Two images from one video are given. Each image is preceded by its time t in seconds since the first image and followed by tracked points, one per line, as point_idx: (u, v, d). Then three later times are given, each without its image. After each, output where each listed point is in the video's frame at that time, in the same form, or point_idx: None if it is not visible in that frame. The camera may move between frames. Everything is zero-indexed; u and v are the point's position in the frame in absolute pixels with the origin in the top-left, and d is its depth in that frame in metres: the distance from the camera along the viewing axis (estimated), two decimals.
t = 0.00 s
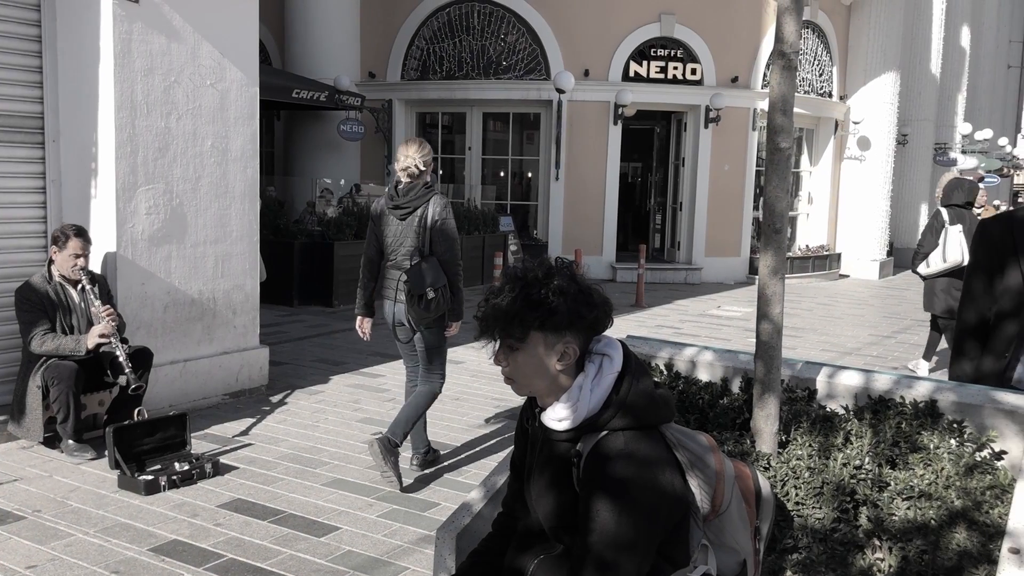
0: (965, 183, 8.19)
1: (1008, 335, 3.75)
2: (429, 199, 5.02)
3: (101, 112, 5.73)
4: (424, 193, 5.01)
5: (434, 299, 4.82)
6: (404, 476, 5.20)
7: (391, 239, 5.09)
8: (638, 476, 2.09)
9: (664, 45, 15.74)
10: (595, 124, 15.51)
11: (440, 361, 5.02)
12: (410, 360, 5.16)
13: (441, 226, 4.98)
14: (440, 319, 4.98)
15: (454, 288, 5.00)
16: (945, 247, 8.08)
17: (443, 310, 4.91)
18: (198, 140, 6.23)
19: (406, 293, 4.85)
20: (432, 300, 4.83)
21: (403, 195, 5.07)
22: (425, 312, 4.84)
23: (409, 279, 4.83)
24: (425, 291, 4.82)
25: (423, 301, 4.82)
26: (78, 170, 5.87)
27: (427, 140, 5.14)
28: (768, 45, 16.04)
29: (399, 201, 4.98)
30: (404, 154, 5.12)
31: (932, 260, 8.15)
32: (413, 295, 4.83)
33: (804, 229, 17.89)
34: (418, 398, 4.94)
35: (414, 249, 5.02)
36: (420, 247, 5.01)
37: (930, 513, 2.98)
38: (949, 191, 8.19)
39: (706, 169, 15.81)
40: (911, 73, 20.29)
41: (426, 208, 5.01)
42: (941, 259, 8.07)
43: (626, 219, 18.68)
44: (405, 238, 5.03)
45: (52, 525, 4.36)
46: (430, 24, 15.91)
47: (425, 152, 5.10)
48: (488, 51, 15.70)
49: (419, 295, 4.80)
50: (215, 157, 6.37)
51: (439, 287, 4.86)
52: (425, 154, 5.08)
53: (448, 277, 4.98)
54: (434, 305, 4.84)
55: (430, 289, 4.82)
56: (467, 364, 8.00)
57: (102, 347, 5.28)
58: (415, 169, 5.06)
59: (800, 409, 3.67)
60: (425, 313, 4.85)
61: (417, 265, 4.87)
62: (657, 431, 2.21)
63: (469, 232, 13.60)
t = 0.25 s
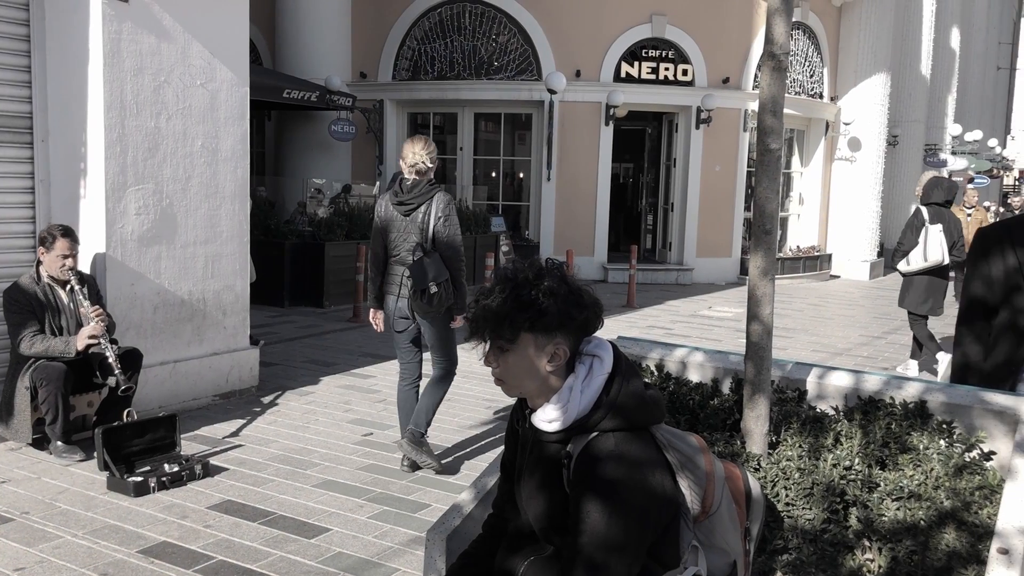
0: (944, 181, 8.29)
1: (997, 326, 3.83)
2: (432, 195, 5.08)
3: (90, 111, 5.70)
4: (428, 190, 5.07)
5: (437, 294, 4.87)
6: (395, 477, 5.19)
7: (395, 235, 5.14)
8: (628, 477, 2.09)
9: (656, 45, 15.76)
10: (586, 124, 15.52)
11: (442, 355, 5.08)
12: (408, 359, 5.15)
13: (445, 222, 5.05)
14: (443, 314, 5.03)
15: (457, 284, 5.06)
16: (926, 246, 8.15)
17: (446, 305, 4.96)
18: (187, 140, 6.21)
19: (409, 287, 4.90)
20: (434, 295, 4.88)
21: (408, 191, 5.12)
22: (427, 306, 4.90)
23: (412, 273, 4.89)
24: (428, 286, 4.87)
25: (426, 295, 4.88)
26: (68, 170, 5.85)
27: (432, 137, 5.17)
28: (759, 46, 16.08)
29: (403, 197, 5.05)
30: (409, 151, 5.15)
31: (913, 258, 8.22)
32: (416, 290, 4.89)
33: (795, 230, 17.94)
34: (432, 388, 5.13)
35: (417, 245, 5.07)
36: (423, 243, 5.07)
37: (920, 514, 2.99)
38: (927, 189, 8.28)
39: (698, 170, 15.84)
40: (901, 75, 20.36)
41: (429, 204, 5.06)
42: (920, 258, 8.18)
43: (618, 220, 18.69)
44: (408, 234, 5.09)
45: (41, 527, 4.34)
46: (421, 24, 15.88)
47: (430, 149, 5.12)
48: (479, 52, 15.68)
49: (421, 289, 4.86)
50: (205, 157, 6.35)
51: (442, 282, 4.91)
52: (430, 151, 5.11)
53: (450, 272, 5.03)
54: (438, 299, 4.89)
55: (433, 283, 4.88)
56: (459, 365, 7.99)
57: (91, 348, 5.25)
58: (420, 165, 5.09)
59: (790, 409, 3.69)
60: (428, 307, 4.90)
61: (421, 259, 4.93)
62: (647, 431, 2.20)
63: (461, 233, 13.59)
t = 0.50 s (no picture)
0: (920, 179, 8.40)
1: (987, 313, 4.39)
2: (435, 196, 5.16)
3: (78, 111, 5.68)
4: (431, 190, 5.14)
5: (444, 291, 4.90)
6: (386, 478, 5.19)
7: (399, 235, 5.21)
8: (618, 477, 2.09)
9: (646, 46, 15.78)
10: (577, 124, 15.53)
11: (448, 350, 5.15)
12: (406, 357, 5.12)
13: (448, 221, 5.13)
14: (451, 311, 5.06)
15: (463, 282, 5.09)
16: (905, 240, 8.17)
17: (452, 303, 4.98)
18: (176, 140, 6.18)
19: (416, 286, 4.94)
20: (441, 292, 4.91)
21: (412, 192, 5.19)
22: (435, 304, 4.93)
23: (418, 272, 4.91)
24: (434, 284, 4.91)
25: (433, 293, 4.91)
26: (56, 170, 5.83)
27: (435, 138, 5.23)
28: (749, 47, 16.13)
29: (407, 197, 5.12)
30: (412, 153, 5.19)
31: (893, 253, 8.24)
32: (423, 289, 4.93)
33: (785, 230, 18.00)
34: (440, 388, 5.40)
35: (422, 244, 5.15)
36: (427, 242, 5.15)
37: (909, 513, 3.00)
38: (904, 186, 8.41)
39: (688, 170, 15.88)
40: (890, 76, 20.46)
41: (432, 204, 5.14)
42: (901, 253, 8.20)
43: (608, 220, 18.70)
44: (412, 233, 5.16)
45: (29, 529, 4.31)
46: (411, 24, 15.86)
47: (433, 150, 5.17)
48: (470, 52, 15.66)
49: (428, 287, 4.89)
50: (194, 157, 6.32)
51: (448, 279, 4.94)
52: (434, 152, 5.16)
53: (455, 269, 5.07)
54: (445, 297, 4.92)
55: (439, 282, 4.91)
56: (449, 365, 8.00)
57: (80, 349, 5.23)
58: (424, 166, 5.15)
59: (780, 409, 3.70)
60: (436, 305, 4.94)
61: (427, 258, 4.96)
62: (637, 431, 2.20)
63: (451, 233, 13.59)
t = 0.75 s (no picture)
0: (897, 178, 8.55)
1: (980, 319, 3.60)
2: (438, 202, 5.34)
3: (64, 111, 5.64)
4: (434, 196, 5.33)
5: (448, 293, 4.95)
6: (375, 478, 5.18)
7: (401, 239, 5.37)
8: (607, 477, 2.08)
9: (635, 46, 15.81)
10: (566, 124, 15.54)
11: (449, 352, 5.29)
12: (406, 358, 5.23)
13: (450, 226, 5.30)
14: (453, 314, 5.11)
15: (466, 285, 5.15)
16: (883, 238, 8.23)
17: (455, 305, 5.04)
18: (164, 140, 6.15)
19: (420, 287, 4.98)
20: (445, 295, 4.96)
21: (415, 197, 5.37)
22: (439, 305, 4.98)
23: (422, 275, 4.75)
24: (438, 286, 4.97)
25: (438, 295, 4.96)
26: (42, 170, 5.79)
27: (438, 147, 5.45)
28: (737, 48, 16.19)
29: (411, 201, 5.30)
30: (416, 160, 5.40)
31: (871, 250, 8.30)
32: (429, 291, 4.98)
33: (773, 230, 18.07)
34: (447, 390, 5.57)
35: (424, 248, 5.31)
36: (430, 246, 5.31)
37: (897, 511, 3.00)
38: (881, 185, 8.55)
39: (677, 170, 15.92)
40: (878, 76, 20.56)
41: (435, 209, 5.33)
42: (879, 250, 8.26)
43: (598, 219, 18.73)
44: (415, 237, 5.32)
45: (15, 531, 4.28)
46: (400, 24, 15.83)
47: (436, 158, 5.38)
48: (459, 52, 15.65)
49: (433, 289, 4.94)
50: (182, 157, 6.29)
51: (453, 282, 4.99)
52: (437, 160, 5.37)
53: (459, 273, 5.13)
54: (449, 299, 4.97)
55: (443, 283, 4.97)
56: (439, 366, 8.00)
57: (68, 350, 5.20)
58: (427, 173, 5.35)
59: (768, 408, 3.72)
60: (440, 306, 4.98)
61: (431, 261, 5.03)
62: (626, 431, 2.20)
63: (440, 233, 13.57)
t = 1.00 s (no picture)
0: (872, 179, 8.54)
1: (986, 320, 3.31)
2: (442, 204, 5.41)
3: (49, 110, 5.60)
4: (438, 198, 5.40)
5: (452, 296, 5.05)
6: (364, 478, 5.17)
7: (405, 240, 5.45)
8: (596, 476, 2.08)
9: (623, 46, 15.83)
10: (554, 123, 15.54)
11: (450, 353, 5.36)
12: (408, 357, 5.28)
13: (454, 229, 5.37)
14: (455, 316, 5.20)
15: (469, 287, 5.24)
16: (859, 239, 8.27)
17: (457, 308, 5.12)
18: (150, 139, 6.11)
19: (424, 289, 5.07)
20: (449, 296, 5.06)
21: (420, 199, 5.44)
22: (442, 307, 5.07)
23: (425, 278, 4.63)
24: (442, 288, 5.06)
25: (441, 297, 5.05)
26: (27, 169, 5.75)
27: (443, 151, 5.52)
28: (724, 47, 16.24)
29: (416, 204, 5.37)
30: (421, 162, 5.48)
31: (847, 251, 8.35)
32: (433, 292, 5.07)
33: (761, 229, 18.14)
34: (445, 388, 5.63)
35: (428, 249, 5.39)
36: (433, 248, 5.39)
37: (885, 510, 3.02)
38: (856, 187, 8.55)
39: (664, 170, 15.96)
40: (864, 76, 20.67)
41: (439, 212, 5.40)
42: (855, 251, 8.30)
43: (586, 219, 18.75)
44: (419, 238, 5.40)
45: None
46: (388, 23, 15.79)
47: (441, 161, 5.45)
48: (447, 51, 15.62)
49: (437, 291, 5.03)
50: (168, 156, 6.26)
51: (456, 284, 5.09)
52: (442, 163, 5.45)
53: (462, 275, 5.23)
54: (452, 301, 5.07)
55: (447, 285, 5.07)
56: (427, 365, 7.99)
57: (53, 351, 5.17)
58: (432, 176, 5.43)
59: (756, 407, 3.73)
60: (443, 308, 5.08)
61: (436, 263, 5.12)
62: (614, 430, 2.20)
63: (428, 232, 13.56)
